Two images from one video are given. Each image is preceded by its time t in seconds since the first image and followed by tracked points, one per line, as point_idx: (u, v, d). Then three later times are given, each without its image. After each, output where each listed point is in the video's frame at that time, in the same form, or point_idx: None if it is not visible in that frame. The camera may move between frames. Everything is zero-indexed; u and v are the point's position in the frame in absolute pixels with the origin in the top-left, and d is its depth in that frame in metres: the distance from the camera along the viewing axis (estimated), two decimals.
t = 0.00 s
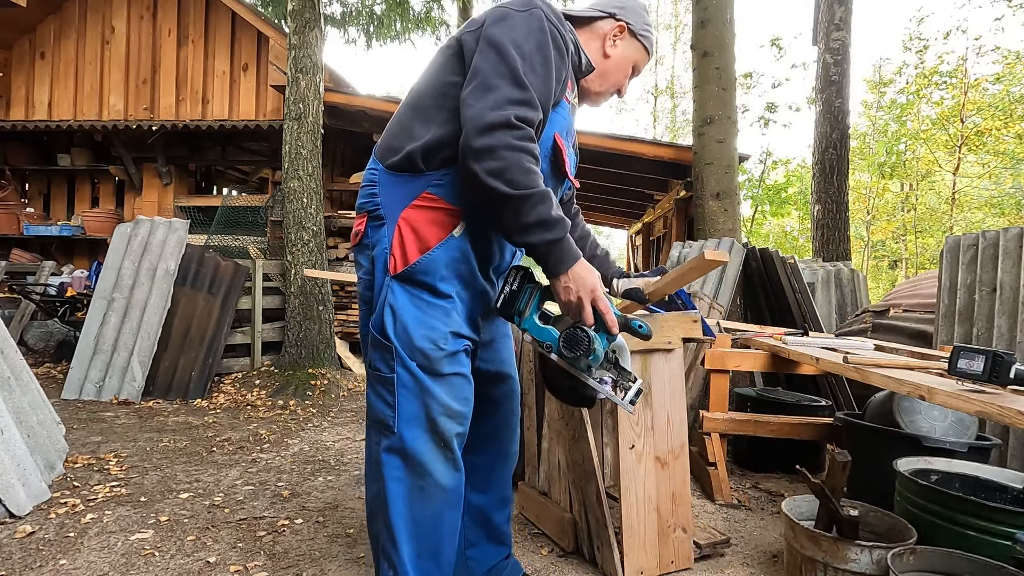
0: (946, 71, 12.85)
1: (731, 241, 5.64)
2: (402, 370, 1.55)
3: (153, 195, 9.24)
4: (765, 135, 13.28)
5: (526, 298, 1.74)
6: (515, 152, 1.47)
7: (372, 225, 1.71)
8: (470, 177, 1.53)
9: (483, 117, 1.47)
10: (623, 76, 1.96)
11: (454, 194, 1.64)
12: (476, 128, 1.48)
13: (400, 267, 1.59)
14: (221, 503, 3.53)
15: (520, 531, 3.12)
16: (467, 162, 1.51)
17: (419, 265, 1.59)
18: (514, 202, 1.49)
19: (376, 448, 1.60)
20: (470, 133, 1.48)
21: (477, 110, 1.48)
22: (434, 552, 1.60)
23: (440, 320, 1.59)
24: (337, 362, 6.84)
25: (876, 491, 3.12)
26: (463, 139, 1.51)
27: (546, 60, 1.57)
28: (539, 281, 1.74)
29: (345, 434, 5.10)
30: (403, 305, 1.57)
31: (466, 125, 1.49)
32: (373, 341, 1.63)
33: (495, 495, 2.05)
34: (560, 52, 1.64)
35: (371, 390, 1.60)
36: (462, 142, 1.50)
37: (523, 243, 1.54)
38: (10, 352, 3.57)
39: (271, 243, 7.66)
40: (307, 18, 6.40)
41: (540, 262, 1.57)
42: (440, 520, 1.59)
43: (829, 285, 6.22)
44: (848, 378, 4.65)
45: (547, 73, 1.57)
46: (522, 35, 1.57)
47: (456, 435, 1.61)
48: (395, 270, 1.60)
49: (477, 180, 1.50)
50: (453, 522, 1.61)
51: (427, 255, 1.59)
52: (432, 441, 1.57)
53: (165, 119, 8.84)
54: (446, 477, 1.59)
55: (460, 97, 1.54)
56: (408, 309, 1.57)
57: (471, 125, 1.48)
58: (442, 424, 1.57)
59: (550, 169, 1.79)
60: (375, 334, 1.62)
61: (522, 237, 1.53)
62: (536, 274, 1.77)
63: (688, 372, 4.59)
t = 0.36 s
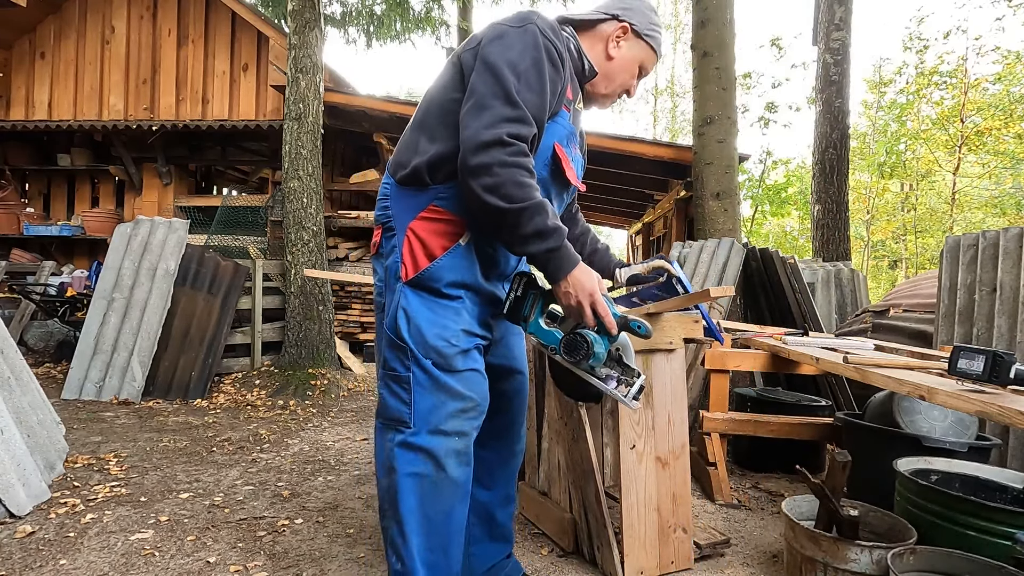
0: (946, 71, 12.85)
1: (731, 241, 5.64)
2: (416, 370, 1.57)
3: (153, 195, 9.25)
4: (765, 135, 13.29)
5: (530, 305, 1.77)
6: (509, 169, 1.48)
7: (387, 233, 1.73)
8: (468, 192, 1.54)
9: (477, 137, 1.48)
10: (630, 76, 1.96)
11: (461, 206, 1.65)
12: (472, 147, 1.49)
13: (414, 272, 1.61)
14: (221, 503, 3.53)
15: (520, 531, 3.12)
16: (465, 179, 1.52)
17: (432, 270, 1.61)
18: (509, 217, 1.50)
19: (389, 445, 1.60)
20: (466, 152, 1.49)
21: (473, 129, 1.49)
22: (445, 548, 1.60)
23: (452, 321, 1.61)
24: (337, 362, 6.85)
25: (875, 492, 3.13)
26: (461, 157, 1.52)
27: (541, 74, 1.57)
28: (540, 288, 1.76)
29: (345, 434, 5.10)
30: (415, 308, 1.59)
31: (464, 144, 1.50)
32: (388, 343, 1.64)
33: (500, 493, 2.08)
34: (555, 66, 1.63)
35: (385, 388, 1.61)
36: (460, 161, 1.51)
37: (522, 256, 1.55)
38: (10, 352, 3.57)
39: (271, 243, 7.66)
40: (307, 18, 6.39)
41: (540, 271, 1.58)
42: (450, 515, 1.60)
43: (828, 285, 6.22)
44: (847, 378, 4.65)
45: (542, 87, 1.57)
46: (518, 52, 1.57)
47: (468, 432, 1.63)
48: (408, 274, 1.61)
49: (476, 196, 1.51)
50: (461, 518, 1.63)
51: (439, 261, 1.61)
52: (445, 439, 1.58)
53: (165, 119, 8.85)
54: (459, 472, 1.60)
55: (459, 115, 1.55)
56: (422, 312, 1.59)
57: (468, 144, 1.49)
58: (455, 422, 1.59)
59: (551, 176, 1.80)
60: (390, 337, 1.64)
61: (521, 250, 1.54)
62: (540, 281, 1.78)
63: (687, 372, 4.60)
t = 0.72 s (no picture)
0: (946, 71, 12.86)
1: (731, 241, 5.64)
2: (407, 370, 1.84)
3: (153, 195, 9.25)
4: (765, 135, 13.27)
5: (516, 297, 1.86)
6: (481, 166, 1.60)
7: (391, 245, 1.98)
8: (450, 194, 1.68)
9: (450, 141, 1.62)
10: (610, 60, 2.01)
11: (449, 217, 1.85)
12: (448, 151, 1.62)
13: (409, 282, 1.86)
14: (221, 503, 3.53)
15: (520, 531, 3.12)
16: (445, 183, 1.67)
17: (422, 282, 1.84)
18: (487, 212, 1.61)
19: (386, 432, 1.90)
20: (443, 157, 1.63)
21: (448, 135, 1.63)
22: (424, 519, 1.92)
23: (437, 328, 1.84)
24: (337, 362, 6.85)
25: (875, 492, 3.13)
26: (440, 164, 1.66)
27: (510, 75, 1.69)
28: (526, 280, 1.85)
29: (345, 434, 5.10)
30: (410, 315, 1.85)
31: (441, 150, 1.64)
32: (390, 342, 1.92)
33: (500, 488, 2.15)
34: (526, 66, 1.75)
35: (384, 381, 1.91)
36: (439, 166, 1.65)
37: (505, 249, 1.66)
38: (10, 352, 3.57)
39: (271, 243, 7.66)
40: (307, 18, 6.39)
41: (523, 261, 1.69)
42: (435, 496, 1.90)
43: (828, 285, 6.22)
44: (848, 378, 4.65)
45: (511, 86, 1.68)
46: (485, 56, 1.69)
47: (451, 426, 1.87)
48: (405, 284, 1.87)
49: (455, 197, 1.65)
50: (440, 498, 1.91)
51: (429, 274, 1.84)
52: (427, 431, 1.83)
53: (165, 119, 8.85)
54: (440, 460, 1.86)
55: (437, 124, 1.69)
56: (413, 318, 1.84)
57: (445, 150, 1.63)
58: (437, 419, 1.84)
59: (537, 170, 1.93)
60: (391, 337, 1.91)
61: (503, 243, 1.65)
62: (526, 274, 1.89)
63: (688, 372, 4.60)
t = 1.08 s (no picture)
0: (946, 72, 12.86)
1: (731, 241, 5.64)
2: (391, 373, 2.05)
3: (153, 195, 9.25)
4: (765, 135, 13.26)
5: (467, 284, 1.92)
6: (406, 166, 1.78)
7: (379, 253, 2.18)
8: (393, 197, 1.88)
9: (381, 151, 1.83)
10: (543, 33, 2.18)
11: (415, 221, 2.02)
12: (381, 159, 1.83)
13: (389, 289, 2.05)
14: (221, 503, 3.53)
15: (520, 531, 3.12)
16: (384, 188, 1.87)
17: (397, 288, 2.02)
18: (420, 207, 1.77)
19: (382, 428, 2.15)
20: (377, 165, 1.84)
21: (379, 144, 1.84)
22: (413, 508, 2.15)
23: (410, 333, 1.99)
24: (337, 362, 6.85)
25: (875, 493, 3.13)
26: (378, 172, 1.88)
27: (428, 78, 1.88)
28: (469, 269, 1.88)
29: (345, 434, 5.10)
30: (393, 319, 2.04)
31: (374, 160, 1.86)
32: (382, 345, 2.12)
33: (497, 484, 2.17)
34: (446, 65, 1.92)
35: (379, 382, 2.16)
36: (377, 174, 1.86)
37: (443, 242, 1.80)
38: (10, 352, 3.57)
39: (271, 243, 7.66)
40: (307, 18, 6.39)
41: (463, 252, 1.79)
42: (424, 491, 2.12)
43: (828, 285, 6.22)
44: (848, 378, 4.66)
45: (430, 87, 1.88)
46: (406, 68, 1.90)
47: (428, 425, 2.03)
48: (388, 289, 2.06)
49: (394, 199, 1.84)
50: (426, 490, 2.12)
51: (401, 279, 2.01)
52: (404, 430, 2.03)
53: (165, 119, 8.85)
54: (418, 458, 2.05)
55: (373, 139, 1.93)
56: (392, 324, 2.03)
57: (378, 158, 1.84)
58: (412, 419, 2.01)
59: (491, 158, 2.08)
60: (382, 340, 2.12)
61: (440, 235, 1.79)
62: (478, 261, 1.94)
63: (688, 372, 4.60)
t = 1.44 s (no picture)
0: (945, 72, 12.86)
1: (731, 241, 5.65)
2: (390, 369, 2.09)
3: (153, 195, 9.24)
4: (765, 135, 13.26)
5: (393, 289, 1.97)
6: (348, 171, 1.90)
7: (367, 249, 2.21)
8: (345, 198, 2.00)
9: (331, 155, 1.96)
10: (506, 22, 2.19)
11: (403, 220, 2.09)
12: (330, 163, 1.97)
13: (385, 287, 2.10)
14: (221, 503, 3.53)
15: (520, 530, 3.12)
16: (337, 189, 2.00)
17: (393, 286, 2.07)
18: (359, 211, 1.89)
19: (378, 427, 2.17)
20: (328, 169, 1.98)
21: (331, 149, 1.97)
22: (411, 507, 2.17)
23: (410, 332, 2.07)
24: (336, 362, 6.84)
25: (875, 493, 3.13)
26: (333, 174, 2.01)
27: (383, 88, 1.97)
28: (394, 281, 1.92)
29: (345, 434, 5.10)
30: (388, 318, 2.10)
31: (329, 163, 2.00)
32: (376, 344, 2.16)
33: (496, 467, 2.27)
34: (402, 75, 2.00)
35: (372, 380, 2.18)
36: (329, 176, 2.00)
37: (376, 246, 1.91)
38: (10, 352, 3.57)
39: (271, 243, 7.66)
40: (307, 18, 6.38)
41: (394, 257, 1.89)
42: (425, 484, 2.15)
43: (828, 285, 6.23)
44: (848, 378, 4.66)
45: (384, 98, 1.97)
46: (365, 77, 2.00)
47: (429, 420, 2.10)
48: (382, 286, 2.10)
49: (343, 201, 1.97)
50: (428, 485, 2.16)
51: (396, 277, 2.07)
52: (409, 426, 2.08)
53: (165, 119, 8.85)
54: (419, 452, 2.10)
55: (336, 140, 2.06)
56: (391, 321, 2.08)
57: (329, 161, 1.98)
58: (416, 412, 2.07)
59: (472, 157, 2.14)
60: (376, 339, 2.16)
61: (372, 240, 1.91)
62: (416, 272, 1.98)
63: (688, 372, 4.60)
